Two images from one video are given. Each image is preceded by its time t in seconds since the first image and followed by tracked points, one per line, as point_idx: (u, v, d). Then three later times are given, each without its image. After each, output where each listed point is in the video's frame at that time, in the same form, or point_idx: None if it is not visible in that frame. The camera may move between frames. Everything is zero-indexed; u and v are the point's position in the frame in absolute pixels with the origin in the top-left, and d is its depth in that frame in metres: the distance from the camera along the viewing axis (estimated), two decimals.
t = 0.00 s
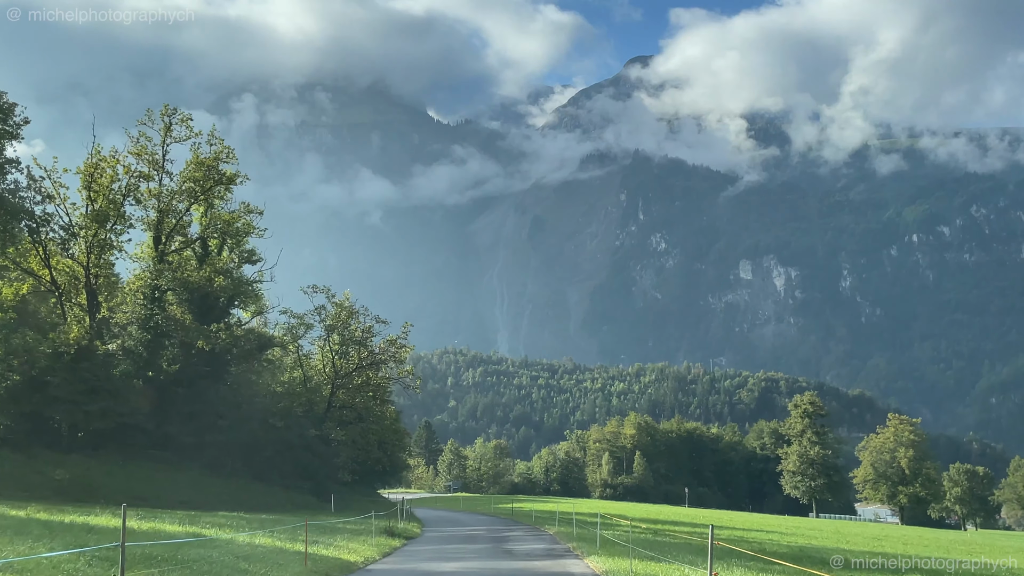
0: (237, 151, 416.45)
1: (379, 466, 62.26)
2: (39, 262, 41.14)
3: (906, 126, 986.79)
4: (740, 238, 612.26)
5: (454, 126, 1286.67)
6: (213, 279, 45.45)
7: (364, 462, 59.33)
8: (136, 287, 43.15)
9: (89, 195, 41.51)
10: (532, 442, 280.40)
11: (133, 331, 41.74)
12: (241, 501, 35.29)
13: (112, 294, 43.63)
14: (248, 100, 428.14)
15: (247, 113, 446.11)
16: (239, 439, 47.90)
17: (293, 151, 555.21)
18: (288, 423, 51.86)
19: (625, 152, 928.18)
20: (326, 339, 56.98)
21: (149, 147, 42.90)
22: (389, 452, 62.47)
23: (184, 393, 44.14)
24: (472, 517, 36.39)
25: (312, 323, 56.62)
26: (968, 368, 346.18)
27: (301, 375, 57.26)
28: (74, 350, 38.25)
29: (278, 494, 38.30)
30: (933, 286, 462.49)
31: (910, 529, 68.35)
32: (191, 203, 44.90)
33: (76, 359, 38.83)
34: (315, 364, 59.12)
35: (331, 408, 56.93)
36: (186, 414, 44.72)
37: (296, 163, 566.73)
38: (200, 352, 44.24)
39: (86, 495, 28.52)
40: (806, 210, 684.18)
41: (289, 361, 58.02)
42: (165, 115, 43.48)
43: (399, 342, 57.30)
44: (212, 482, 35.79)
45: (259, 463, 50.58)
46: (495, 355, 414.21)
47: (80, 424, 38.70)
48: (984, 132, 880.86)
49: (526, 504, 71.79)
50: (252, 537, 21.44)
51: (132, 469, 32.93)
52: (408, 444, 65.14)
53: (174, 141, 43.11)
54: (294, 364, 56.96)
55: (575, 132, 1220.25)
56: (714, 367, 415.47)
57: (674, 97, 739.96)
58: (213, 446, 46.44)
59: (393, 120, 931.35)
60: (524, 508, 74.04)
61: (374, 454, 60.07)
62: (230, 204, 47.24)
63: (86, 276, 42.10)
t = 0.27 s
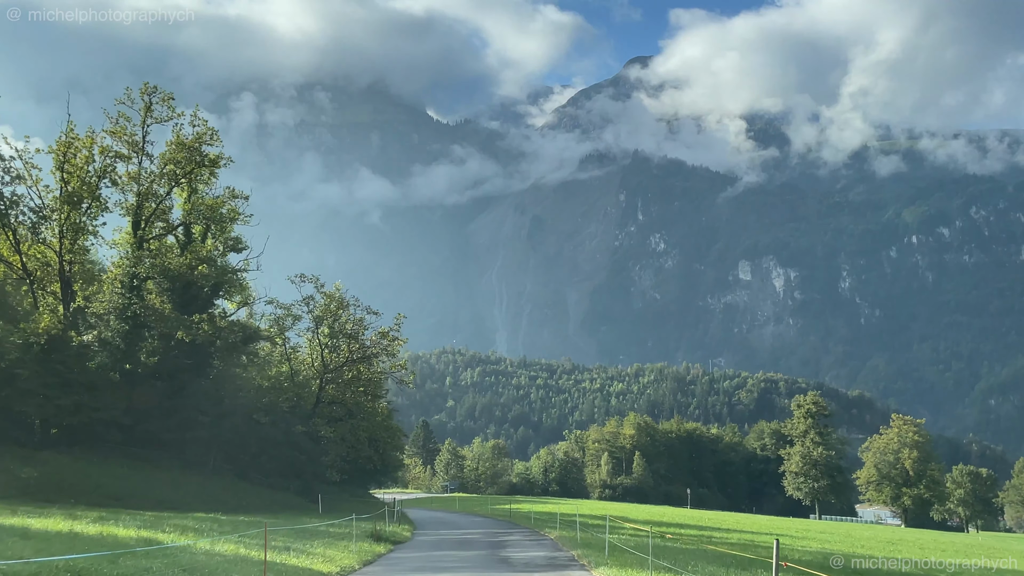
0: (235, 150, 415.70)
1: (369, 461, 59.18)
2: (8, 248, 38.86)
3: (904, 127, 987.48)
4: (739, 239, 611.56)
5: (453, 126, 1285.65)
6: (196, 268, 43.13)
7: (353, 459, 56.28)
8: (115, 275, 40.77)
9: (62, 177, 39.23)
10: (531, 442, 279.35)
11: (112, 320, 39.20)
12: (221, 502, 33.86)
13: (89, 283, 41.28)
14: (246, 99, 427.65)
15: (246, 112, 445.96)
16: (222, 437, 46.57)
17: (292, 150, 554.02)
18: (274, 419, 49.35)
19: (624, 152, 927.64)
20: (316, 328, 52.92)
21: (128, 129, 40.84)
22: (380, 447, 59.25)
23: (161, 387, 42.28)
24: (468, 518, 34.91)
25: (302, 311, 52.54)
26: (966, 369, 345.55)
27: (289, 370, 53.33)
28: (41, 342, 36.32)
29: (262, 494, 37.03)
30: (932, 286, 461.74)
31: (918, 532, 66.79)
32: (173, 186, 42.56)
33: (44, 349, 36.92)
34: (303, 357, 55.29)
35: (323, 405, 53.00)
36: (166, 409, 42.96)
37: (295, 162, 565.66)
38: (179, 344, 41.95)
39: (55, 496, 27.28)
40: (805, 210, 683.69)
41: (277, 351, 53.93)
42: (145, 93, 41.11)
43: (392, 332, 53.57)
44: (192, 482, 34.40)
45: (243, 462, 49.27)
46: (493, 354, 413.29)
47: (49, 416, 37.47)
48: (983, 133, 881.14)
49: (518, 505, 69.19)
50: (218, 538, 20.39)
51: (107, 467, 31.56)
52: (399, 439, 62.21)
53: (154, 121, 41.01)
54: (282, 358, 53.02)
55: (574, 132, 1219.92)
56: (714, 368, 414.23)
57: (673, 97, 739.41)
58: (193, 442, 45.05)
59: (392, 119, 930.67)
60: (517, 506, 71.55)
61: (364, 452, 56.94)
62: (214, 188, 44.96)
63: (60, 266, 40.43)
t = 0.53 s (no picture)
0: (235, 150, 415.09)
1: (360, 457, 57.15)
2: None
3: (904, 128, 985.77)
4: (739, 240, 610.32)
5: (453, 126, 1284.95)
6: (178, 257, 41.27)
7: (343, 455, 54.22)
8: (93, 265, 39.05)
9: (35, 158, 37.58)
10: (530, 442, 278.11)
11: (88, 312, 37.65)
12: (204, 504, 32.30)
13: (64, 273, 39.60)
14: (246, 98, 426.72)
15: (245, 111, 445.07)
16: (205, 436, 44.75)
17: (292, 150, 552.77)
18: (257, 412, 47.44)
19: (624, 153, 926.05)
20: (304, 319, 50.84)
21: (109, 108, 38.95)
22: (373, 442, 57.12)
23: (139, 378, 40.26)
24: (464, 519, 33.34)
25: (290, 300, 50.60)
26: (966, 371, 344.71)
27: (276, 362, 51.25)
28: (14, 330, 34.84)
29: (244, 496, 35.22)
30: (932, 288, 460.66)
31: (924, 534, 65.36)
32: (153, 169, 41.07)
33: (14, 340, 35.44)
34: (292, 349, 53.34)
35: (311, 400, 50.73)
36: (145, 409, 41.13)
37: (296, 162, 564.79)
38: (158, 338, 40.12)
39: (19, 496, 25.50)
40: (805, 211, 682.36)
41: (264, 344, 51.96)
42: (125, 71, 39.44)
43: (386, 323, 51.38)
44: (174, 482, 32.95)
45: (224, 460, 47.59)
46: (493, 354, 411.75)
47: (19, 412, 35.56)
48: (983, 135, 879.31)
49: (516, 505, 67.09)
50: (176, 542, 18.52)
51: (80, 466, 30.04)
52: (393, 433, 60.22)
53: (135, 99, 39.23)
54: (268, 350, 50.95)
55: (574, 131, 1218.23)
56: (714, 368, 412.59)
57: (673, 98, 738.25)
58: (174, 438, 43.31)
59: (392, 119, 929.49)
60: (516, 505, 69.60)
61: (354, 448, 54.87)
62: (197, 172, 43.48)
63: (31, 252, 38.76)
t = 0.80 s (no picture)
0: (235, 149, 414.10)
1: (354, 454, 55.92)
2: None
3: (906, 130, 983.59)
4: (740, 240, 608.68)
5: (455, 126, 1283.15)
6: (159, 244, 39.11)
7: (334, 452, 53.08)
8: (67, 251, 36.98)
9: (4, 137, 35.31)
10: (530, 442, 276.67)
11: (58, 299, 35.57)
12: (184, 505, 30.59)
13: (37, 259, 36.83)
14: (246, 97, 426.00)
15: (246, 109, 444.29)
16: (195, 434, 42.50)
17: (292, 150, 551.71)
18: (242, 408, 45.93)
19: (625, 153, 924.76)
20: (294, 312, 49.62)
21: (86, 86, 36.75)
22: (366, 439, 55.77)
23: (116, 372, 38.43)
24: (463, 523, 31.62)
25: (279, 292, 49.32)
26: (967, 372, 343.06)
27: (265, 357, 50.05)
28: None
29: (227, 500, 33.12)
30: (933, 289, 459.05)
31: (934, 535, 64.06)
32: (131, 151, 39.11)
33: None
34: (279, 343, 51.92)
35: (301, 397, 49.46)
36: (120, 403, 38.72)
37: (296, 161, 563.63)
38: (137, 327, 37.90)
39: None
40: (806, 212, 680.70)
41: (253, 336, 50.68)
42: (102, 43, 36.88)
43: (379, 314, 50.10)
44: (152, 482, 31.28)
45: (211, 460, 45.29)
46: (493, 354, 410.11)
47: None
48: (985, 136, 877.05)
49: (513, 505, 65.64)
50: (125, 548, 15.95)
51: (44, 464, 28.20)
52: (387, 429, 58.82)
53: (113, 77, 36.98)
54: (257, 344, 49.69)
55: (575, 132, 1217.24)
56: (715, 369, 411.23)
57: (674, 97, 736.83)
58: (155, 435, 40.92)
59: (393, 118, 928.38)
60: (515, 505, 68.19)
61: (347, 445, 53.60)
62: (181, 155, 41.41)
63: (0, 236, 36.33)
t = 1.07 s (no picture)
0: (237, 148, 413.94)
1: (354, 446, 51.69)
2: None
3: (908, 130, 982.31)
4: (742, 241, 606.93)
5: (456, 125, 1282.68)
6: (139, 228, 34.18)
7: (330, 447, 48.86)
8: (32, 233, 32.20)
9: None
10: (531, 442, 275.46)
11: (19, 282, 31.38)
12: (152, 507, 28.74)
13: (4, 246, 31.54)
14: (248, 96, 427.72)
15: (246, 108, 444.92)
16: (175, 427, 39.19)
17: (294, 149, 550.98)
18: (225, 406, 41.47)
19: (627, 153, 923.67)
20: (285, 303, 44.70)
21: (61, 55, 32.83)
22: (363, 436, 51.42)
23: (91, 364, 34.53)
24: (464, 526, 29.71)
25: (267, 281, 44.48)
26: (969, 373, 341.26)
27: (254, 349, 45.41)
28: None
29: (208, 504, 31.17)
30: (935, 290, 457.26)
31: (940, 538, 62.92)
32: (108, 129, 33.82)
33: None
34: (269, 336, 47.33)
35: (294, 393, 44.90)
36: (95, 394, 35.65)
37: (297, 160, 563.02)
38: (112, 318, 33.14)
39: None
40: (808, 213, 679.09)
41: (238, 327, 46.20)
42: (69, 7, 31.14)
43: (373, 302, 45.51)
44: (125, 483, 29.31)
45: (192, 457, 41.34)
46: (494, 354, 408.68)
47: None
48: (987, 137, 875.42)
49: (509, 501, 63.24)
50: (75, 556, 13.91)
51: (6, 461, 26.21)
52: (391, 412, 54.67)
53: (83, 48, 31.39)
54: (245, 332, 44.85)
55: (577, 131, 1216.86)
56: (717, 369, 409.81)
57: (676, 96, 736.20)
58: (130, 431, 37.11)
59: (395, 118, 928.21)
60: (512, 499, 65.40)
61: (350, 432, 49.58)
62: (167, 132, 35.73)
63: None
